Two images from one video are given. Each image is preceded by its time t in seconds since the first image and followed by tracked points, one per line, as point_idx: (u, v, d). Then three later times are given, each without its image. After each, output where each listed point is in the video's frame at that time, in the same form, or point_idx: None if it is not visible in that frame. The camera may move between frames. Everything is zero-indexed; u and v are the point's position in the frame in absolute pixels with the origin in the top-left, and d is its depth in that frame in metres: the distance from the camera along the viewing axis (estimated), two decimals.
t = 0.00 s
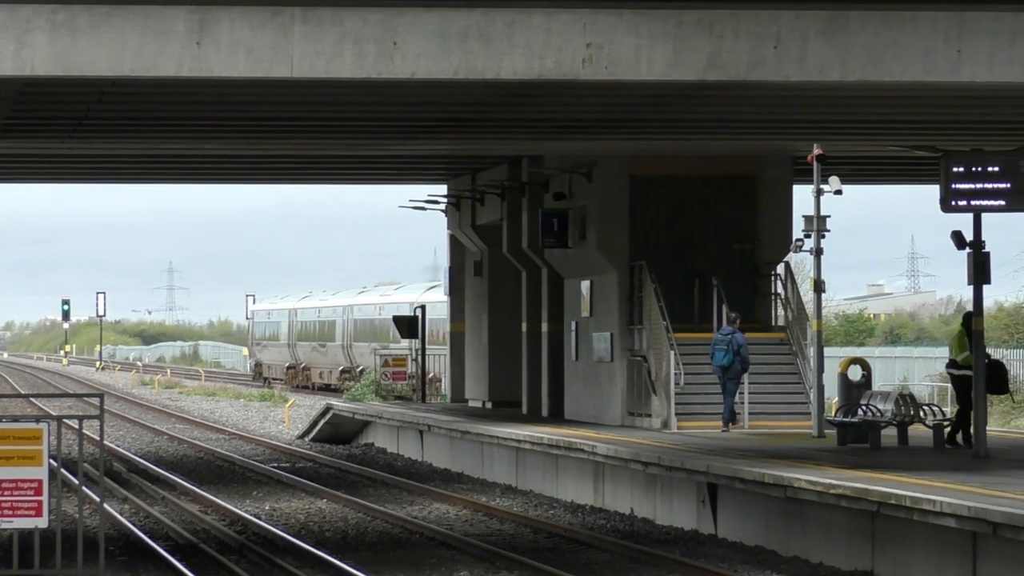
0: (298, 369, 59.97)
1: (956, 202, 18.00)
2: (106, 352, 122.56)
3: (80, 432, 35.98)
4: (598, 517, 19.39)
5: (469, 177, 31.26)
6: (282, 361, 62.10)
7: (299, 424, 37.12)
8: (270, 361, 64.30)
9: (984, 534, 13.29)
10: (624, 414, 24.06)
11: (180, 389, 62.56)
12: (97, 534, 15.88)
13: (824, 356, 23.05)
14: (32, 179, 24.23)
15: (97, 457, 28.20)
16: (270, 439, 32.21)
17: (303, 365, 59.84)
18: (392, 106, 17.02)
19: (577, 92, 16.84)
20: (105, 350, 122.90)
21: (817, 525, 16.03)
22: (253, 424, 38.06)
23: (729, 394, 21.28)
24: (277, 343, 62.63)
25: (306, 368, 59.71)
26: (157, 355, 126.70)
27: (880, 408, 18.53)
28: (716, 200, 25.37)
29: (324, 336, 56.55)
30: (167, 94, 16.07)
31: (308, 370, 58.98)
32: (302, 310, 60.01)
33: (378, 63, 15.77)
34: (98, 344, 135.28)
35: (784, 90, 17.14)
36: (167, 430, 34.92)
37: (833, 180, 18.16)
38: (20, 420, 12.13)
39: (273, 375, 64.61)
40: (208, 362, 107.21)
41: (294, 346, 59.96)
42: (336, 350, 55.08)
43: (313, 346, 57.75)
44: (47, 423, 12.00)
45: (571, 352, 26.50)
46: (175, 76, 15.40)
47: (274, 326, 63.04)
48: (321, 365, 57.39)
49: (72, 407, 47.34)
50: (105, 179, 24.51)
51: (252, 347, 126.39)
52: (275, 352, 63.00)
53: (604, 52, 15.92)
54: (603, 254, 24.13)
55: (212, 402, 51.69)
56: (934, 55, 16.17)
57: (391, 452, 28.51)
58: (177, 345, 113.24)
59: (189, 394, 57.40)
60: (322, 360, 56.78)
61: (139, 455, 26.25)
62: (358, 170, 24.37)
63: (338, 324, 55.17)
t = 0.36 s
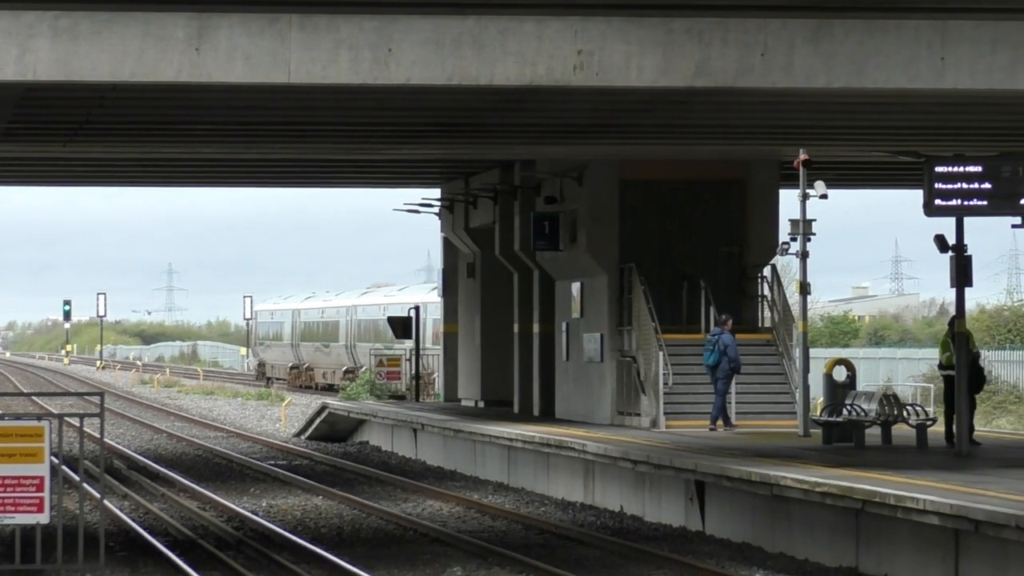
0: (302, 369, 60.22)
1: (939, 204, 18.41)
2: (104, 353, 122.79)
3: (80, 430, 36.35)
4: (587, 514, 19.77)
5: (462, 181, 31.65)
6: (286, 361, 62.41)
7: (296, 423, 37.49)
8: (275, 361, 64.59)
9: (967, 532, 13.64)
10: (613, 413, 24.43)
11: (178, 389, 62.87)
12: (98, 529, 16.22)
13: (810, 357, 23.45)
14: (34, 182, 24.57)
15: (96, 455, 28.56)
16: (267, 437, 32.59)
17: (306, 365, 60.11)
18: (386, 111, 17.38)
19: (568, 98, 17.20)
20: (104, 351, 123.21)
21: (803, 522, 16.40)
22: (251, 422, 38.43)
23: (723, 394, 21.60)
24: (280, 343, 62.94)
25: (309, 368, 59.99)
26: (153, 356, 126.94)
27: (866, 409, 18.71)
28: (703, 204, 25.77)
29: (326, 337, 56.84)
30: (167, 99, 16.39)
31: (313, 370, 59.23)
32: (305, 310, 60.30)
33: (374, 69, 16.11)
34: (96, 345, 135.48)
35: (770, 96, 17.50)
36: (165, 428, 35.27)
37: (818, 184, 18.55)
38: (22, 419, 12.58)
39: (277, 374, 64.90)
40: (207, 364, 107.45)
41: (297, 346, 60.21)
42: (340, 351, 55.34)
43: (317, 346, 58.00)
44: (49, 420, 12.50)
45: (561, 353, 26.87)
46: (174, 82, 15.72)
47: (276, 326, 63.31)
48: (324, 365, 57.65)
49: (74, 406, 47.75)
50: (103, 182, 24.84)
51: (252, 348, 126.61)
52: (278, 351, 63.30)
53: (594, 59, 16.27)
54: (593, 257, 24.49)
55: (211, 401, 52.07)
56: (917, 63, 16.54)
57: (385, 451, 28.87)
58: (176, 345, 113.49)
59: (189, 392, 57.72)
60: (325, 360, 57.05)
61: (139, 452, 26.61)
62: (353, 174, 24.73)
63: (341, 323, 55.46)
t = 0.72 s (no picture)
0: (299, 370, 60.40)
1: (917, 210, 18.84)
2: (98, 352, 123.00)
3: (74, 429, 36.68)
4: (572, 512, 20.13)
5: (449, 185, 32.08)
6: (285, 362, 62.59)
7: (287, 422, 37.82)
8: (272, 362, 64.77)
9: (944, 530, 14.02)
10: (598, 413, 24.81)
11: (172, 390, 63.07)
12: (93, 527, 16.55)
13: (790, 358, 23.86)
14: (29, 186, 24.90)
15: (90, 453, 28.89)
16: (259, 436, 32.91)
17: (305, 365, 60.22)
18: (376, 116, 17.71)
19: (554, 104, 17.52)
20: (99, 350, 123.35)
21: (784, 521, 16.77)
22: (243, 422, 38.76)
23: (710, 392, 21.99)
24: (278, 344, 63.13)
25: (307, 369, 60.14)
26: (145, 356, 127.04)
27: (844, 408, 19.40)
28: (685, 208, 26.21)
29: (325, 338, 56.99)
30: (161, 105, 16.71)
31: (311, 372, 59.40)
32: (303, 312, 60.45)
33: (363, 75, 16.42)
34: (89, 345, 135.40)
35: (751, 102, 17.86)
36: (158, 428, 35.57)
37: (798, 189, 18.95)
38: (19, 419, 13.08)
39: (274, 375, 65.09)
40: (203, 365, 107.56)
41: (294, 347, 60.41)
42: (337, 353, 55.50)
43: (315, 347, 58.18)
44: (44, 421, 13.02)
45: (547, 354, 27.25)
46: (168, 88, 16.01)
47: (274, 327, 63.51)
48: (321, 367, 57.80)
49: (69, 406, 48.02)
50: (97, 187, 25.15)
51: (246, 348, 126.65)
52: (276, 353, 63.50)
53: (579, 66, 16.60)
54: (578, 259, 24.88)
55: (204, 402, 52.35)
56: (895, 70, 16.90)
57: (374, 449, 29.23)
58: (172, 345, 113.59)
59: (185, 394, 57.95)
60: (323, 361, 57.18)
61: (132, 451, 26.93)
62: (342, 178, 25.08)
63: (338, 325, 55.60)
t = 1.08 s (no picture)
0: (287, 371, 60.54)
1: (887, 214, 19.30)
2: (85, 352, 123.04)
3: (61, 428, 36.98)
4: (549, 509, 20.55)
5: (432, 189, 32.52)
6: (275, 363, 62.77)
7: (271, 421, 38.16)
8: (262, 362, 64.98)
9: (912, 527, 14.43)
10: (575, 413, 25.27)
11: (158, 390, 63.22)
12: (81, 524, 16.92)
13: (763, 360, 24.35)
14: (18, 189, 25.24)
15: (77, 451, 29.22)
16: (243, 435, 33.27)
17: (295, 367, 60.32)
18: (358, 122, 18.10)
19: (533, 111, 17.92)
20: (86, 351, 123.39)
21: (757, 519, 17.20)
22: (228, 421, 39.12)
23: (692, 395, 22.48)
24: (269, 346, 63.30)
25: (297, 370, 60.38)
26: (132, 355, 126.99)
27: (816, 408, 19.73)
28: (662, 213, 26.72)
29: (318, 340, 57.11)
30: (149, 110, 17.07)
31: (300, 372, 59.51)
32: (294, 313, 60.59)
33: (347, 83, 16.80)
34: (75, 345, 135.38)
35: (726, 109, 18.28)
36: (144, 427, 35.88)
37: (771, 195, 19.40)
38: (9, 417, 13.50)
39: (265, 376, 65.30)
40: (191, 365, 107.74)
41: (285, 348, 60.66)
42: (329, 354, 55.65)
43: (306, 348, 58.37)
44: (33, 420, 13.44)
45: (525, 355, 27.70)
46: (155, 94, 16.39)
47: (264, 328, 63.75)
48: (312, 368, 58.03)
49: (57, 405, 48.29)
50: (84, 190, 25.49)
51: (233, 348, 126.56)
52: (267, 354, 63.67)
53: (558, 74, 16.99)
54: (557, 263, 25.35)
55: (190, 402, 52.59)
56: (867, 79, 17.30)
57: (357, 448, 29.61)
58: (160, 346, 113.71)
59: (174, 394, 58.10)
60: (314, 362, 57.33)
61: (119, 450, 27.28)
62: (325, 182, 25.46)
63: (330, 327, 55.74)
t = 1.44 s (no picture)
0: (273, 372, 60.81)
1: (857, 217, 19.70)
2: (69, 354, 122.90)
3: (46, 429, 37.23)
4: (527, 506, 20.93)
5: (410, 193, 32.92)
6: (263, 365, 62.97)
7: (255, 421, 38.45)
8: (251, 364, 65.12)
9: (882, 522, 14.80)
10: (551, 412, 25.72)
11: (143, 391, 63.45)
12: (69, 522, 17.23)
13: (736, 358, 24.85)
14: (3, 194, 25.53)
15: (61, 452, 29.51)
16: (226, 434, 33.58)
17: (284, 367, 60.52)
18: (338, 127, 18.45)
19: (510, 116, 18.28)
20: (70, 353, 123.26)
21: (731, 515, 17.60)
22: (212, 421, 39.42)
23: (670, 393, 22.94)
24: (258, 347, 63.54)
25: (285, 371, 60.57)
26: (116, 356, 127.00)
27: (788, 407, 20.06)
28: (636, 216, 27.18)
29: (306, 341, 57.36)
30: (134, 116, 17.40)
31: (289, 373, 59.67)
32: (282, 314, 60.78)
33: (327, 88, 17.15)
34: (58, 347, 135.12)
35: (699, 114, 18.68)
36: (129, 427, 36.18)
37: (743, 198, 19.83)
38: None
39: (253, 377, 65.44)
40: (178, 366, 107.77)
41: (274, 350, 60.86)
42: (317, 355, 55.89)
43: (296, 349, 58.49)
44: (21, 419, 13.74)
45: (502, 355, 28.14)
46: (139, 100, 16.72)
47: (254, 329, 63.93)
48: (301, 369, 58.22)
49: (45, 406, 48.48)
50: (69, 194, 25.79)
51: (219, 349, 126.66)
52: (255, 355, 63.88)
53: (534, 79, 17.35)
54: (533, 264, 25.80)
55: (175, 403, 52.86)
56: (836, 84, 17.70)
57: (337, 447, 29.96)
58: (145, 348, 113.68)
59: (161, 395, 58.37)
60: (302, 363, 57.55)
61: (105, 449, 27.59)
62: (306, 186, 25.80)
63: (319, 328, 55.97)
